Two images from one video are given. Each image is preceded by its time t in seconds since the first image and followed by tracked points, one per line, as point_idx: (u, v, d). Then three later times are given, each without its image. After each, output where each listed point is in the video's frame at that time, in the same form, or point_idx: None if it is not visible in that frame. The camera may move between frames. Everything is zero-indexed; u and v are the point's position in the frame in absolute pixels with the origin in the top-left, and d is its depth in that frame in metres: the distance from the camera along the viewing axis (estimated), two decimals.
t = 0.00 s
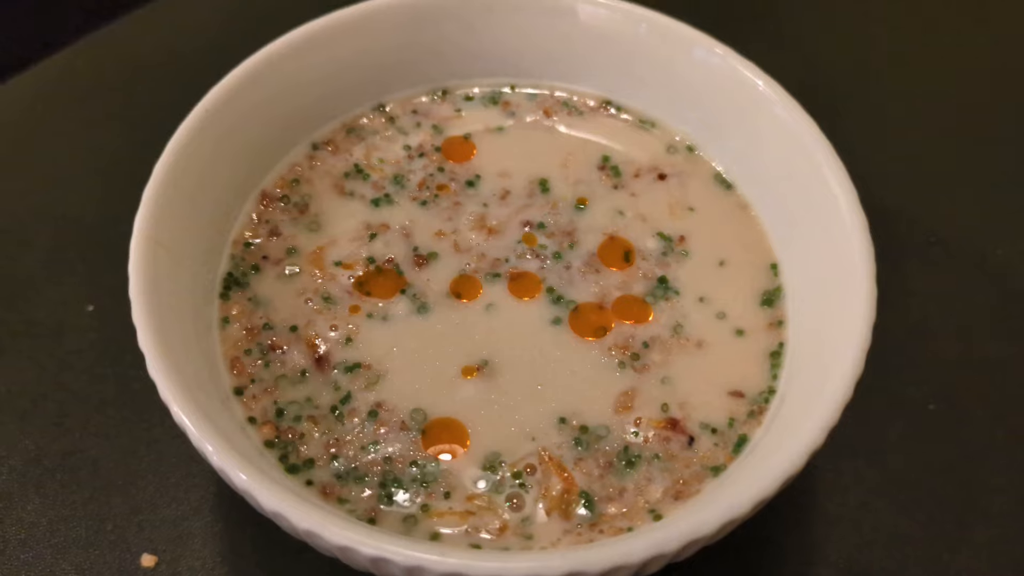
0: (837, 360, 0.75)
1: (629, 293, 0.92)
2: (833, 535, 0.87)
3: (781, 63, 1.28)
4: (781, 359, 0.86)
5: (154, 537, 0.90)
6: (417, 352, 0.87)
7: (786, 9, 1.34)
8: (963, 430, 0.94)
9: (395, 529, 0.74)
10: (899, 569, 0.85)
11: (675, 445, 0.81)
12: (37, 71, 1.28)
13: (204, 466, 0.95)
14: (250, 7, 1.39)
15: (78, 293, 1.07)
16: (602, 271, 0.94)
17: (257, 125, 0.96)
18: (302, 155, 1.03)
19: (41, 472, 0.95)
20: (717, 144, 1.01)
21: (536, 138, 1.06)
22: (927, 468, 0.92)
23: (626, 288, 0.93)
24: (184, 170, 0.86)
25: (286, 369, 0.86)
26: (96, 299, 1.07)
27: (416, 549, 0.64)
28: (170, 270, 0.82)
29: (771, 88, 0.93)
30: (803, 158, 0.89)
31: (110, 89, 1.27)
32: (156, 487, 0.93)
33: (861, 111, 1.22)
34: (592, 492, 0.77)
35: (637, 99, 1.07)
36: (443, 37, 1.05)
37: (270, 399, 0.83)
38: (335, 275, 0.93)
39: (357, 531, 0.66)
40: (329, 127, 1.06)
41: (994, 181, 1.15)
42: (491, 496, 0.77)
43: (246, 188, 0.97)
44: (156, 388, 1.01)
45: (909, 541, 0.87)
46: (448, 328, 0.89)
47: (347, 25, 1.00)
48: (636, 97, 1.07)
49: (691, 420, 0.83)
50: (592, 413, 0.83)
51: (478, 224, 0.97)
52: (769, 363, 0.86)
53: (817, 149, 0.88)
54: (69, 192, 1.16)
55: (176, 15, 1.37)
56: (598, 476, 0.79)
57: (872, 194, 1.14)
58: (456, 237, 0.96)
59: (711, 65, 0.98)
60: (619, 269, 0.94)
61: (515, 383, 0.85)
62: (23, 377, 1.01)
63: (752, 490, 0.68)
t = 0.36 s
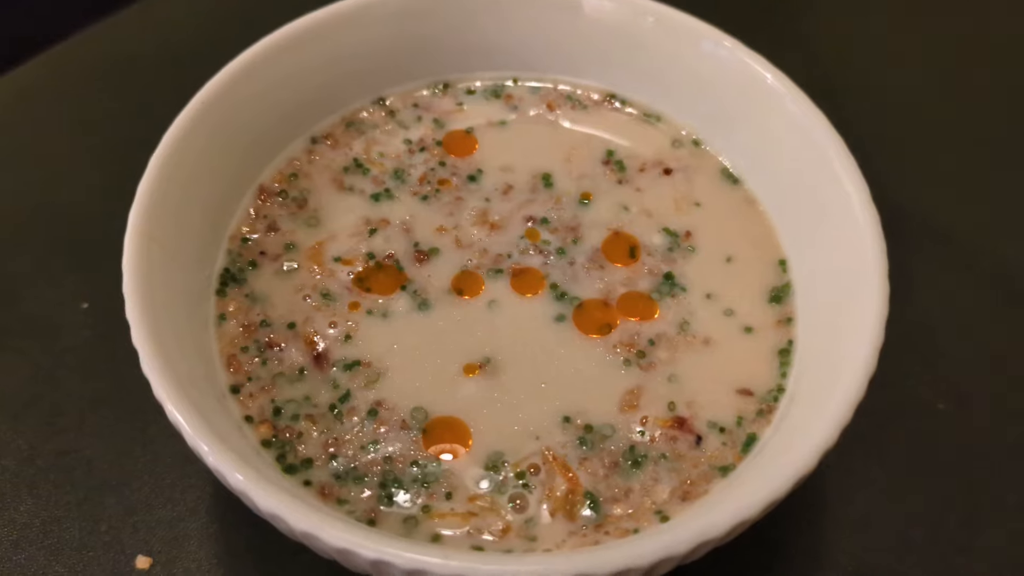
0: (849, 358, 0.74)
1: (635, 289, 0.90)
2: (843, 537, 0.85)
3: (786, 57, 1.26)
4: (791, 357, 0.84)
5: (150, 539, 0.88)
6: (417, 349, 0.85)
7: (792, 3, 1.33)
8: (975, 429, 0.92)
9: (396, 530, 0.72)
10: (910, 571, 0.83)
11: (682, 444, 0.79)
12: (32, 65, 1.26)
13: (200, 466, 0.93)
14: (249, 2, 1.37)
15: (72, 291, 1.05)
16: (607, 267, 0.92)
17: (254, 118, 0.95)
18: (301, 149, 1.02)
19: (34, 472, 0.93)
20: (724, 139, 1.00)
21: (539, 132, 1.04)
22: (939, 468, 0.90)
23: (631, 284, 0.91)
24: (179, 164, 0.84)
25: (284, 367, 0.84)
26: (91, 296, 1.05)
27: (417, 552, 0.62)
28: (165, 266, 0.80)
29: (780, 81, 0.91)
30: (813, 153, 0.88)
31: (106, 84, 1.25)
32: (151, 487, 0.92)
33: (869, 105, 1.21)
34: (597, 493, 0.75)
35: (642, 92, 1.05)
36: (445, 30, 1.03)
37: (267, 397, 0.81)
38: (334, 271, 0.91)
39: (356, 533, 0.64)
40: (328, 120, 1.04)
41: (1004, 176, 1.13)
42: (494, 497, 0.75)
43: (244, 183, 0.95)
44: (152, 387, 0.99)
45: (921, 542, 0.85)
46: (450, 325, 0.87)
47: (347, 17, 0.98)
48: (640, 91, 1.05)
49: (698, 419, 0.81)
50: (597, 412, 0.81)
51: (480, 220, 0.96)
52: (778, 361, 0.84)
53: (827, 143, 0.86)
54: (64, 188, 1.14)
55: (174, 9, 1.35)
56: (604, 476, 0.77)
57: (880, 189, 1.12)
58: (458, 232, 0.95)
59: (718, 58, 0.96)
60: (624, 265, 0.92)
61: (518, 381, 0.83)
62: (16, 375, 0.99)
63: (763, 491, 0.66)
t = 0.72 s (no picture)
0: (867, 358, 0.71)
1: (643, 287, 0.88)
2: (859, 542, 0.82)
3: (796, 49, 1.23)
4: (805, 356, 0.82)
5: (145, 544, 0.86)
6: (420, 348, 0.83)
7: None
8: (992, 430, 0.90)
9: (398, 537, 0.70)
10: None
11: (693, 447, 0.76)
12: (25, 60, 1.24)
13: (196, 469, 0.91)
14: None
15: (66, 289, 1.03)
16: (615, 264, 0.90)
17: (251, 111, 0.92)
18: (299, 144, 0.99)
19: (26, 475, 0.90)
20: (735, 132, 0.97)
21: (544, 126, 1.02)
22: (956, 471, 0.87)
23: (640, 282, 0.88)
24: (173, 158, 0.82)
25: (282, 367, 0.81)
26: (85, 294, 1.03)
27: (420, 560, 0.60)
28: (158, 262, 0.77)
29: (793, 73, 0.89)
30: (827, 146, 0.85)
31: (102, 78, 1.23)
32: (146, 491, 0.89)
33: (882, 98, 1.18)
34: (606, 498, 0.73)
35: (649, 85, 1.02)
36: (447, 20, 1.01)
37: (264, 399, 0.79)
38: (334, 269, 0.88)
39: (357, 541, 0.61)
40: (328, 114, 1.01)
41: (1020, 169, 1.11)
42: (499, 502, 0.73)
43: (240, 177, 0.92)
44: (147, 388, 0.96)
45: (939, 547, 0.82)
46: (453, 324, 0.85)
47: (347, 7, 0.96)
48: (648, 83, 1.02)
49: (710, 421, 0.78)
50: (606, 413, 0.79)
51: (484, 216, 0.93)
52: (793, 361, 0.82)
53: (842, 136, 0.84)
54: (59, 184, 1.11)
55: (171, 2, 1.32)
56: (614, 480, 0.74)
57: (893, 184, 1.09)
58: (462, 228, 0.92)
59: (729, 50, 0.93)
60: (633, 263, 0.90)
61: (524, 382, 0.81)
62: (8, 376, 0.96)
63: (780, 497, 0.64)
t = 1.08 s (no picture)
0: (857, 371, 0.72)
1: (637, 299, 0.88)
2: (849, 551, 0.83)
3: (791, 61, 1.24)
4: (797, 368, 0.83)
5: (143, 553, 0.86)
6: (416, 360, 0.84)
7: (798, 6, 1.31)
8: (982, 441, 0.91)
9: (393, 548, 0.71)
10: None
11: (686, 458, 0.77)
12: (26, 72, 1.25)
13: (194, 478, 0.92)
14: (249, 6, 1.36)
15: (67, 299, 1.04)
16: (609, 276, 0.90)
17: (249, 125, 0.93)
18: (297, 157, 1.00)
19: (26, 484, 0.91)
20: (728, 145, 0.98)
21: (540, 139, 1.03)
22: (947, 482, 0.88)
23: (634, 294, 0.89)
24: (173, 172, 0.83)
25: (279, 379, 0.82)
26: (85, 305, 1.03)
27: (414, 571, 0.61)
28: (157, 276, 0.78)
29: (784, 87, 0.90)
30: (819, 160, 0.86)
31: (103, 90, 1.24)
32: (145, 500, 0.90)
33: (877, 110, 1.19)
34: (599, 509, 0.74)
35: (644, 98, 1.03)
36: (443, 34, 1.02)
37: (262, 410, 0.80)
38: (331, 281, 0.89)
39: (352, 552, 0.62)
40: (326, 127, 1.02)
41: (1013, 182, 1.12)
42: (494, 512, 0.74)
43: (238, 190, 0.93)
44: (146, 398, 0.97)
45: (928, 557, 0.83)
46: (449, 336, 0.86)
47: (345, 22, 0.97)
48: (642, 96, 1.03)
49: (703, 432, 0.79)
50: (600, 425, 0.80)
51: (480, 228, 0.94)
52: (785, 373, 0.83)
53: (833, 151, 0.85)
54: (59, 195, 1.12)
55: (173, 13, 1.33)
56: (607, 491, 0.75)
57: (887, 196, 1.10)
58: (457, 240, 0.93)
59: (722, 64, 0.94)
60: (627, 275, 0.91)
61: (519, 393, 0.82)
62: (8, 386, 0.97)
63: (770, 508, 0.64)
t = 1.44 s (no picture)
0: (890, 369, 0.71)
1: (661, 298, 0.88)
2: (876, 552, 0.82)
3: (811, 57, 1.23)
4: (824, 368, 0.82)
5: (163, 554, 0.86)
6: (440, 359, 0.83)
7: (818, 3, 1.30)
8: (1009, 441, 0.90)
9: (420, 549, 0.70)
10: None
11: (714, 458, 0.76)
12: (41, 72, 1.24)
13: (214, 479, 0.91)
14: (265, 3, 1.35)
15: (83, 299, 1.03)
16: (633, 275, 0.90)
17: (270, 123, 0.93)
18: (317, 155, 1.00)
19: (44, 485, 0.90)
20: (751, 144, 0.97)
21: (560, 137, 1.02)
22: (975, 483, 0.87)
23: (658, 293, 0.88)
24: (194, 170, 0.82)
25: (302, 378, 0.81)
26: (101, 305, 1.03)
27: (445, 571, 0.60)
28: (180, 274, 0.78)
29: (810, 85, 0.89)
30: (844, 157, 0.85)
31: (119, 89, 1.23)
32: (163, 501, 0.89)
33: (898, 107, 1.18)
34: (627, 509, 0.73)
35: (665, 96, 1.03)
36: (462, 31, 1.01)
37: (285, 409, 0.79)
38: (353, 279, 0.89)
39: (382, 552, 0.62)
40: (345, 125, 1.02)
41: None
42: (521, 512, 0.73)
43: (258, 188, 0.93)
44: (163, 398, 0.96)
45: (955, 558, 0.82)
46: (473, 335, 0.85)
47: (365, 19, 0.96)
48: (664, 94, 1.03)
49: (730, 432, 0.78)
50: (626, 425, 0.79)
51: (501, 227, 0.93)
52: (812, 372, 0.82)
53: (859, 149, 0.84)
54: (75, 195, 1.12)
55: (188, 12, 1.33)
56: (635, 491, 0.74)
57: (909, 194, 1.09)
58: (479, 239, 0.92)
59: (745, 61, 0.94)
60: (650, 273, 0.90)
61: (544, 393, 0.81)
62: (25, 386, 0.97)
63: (804, 508, 0.64)
